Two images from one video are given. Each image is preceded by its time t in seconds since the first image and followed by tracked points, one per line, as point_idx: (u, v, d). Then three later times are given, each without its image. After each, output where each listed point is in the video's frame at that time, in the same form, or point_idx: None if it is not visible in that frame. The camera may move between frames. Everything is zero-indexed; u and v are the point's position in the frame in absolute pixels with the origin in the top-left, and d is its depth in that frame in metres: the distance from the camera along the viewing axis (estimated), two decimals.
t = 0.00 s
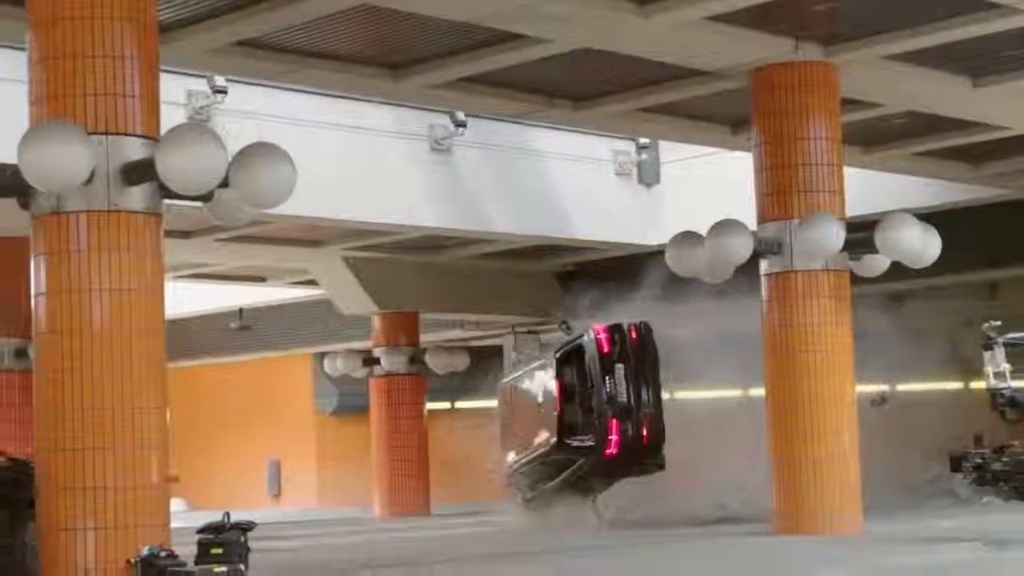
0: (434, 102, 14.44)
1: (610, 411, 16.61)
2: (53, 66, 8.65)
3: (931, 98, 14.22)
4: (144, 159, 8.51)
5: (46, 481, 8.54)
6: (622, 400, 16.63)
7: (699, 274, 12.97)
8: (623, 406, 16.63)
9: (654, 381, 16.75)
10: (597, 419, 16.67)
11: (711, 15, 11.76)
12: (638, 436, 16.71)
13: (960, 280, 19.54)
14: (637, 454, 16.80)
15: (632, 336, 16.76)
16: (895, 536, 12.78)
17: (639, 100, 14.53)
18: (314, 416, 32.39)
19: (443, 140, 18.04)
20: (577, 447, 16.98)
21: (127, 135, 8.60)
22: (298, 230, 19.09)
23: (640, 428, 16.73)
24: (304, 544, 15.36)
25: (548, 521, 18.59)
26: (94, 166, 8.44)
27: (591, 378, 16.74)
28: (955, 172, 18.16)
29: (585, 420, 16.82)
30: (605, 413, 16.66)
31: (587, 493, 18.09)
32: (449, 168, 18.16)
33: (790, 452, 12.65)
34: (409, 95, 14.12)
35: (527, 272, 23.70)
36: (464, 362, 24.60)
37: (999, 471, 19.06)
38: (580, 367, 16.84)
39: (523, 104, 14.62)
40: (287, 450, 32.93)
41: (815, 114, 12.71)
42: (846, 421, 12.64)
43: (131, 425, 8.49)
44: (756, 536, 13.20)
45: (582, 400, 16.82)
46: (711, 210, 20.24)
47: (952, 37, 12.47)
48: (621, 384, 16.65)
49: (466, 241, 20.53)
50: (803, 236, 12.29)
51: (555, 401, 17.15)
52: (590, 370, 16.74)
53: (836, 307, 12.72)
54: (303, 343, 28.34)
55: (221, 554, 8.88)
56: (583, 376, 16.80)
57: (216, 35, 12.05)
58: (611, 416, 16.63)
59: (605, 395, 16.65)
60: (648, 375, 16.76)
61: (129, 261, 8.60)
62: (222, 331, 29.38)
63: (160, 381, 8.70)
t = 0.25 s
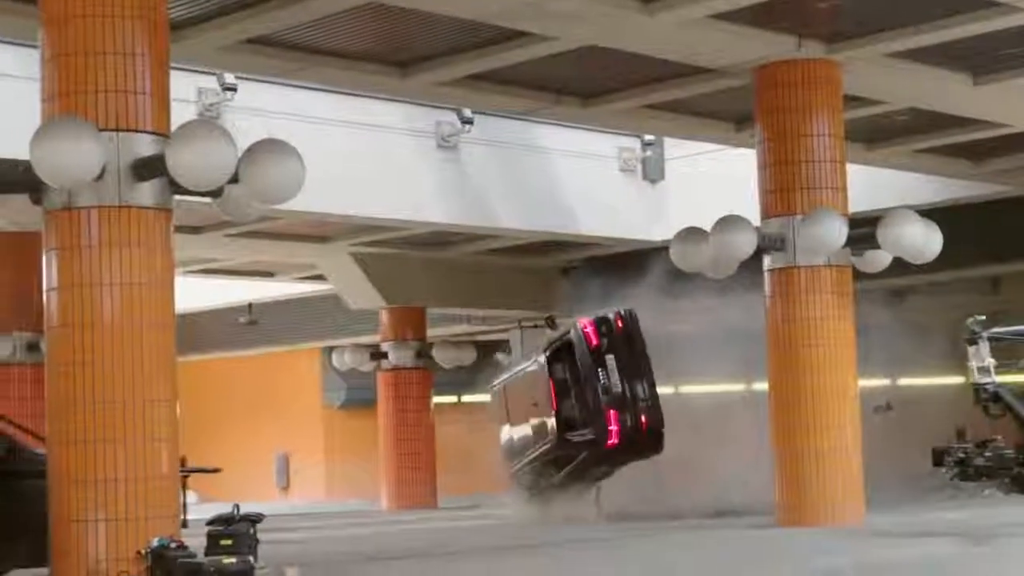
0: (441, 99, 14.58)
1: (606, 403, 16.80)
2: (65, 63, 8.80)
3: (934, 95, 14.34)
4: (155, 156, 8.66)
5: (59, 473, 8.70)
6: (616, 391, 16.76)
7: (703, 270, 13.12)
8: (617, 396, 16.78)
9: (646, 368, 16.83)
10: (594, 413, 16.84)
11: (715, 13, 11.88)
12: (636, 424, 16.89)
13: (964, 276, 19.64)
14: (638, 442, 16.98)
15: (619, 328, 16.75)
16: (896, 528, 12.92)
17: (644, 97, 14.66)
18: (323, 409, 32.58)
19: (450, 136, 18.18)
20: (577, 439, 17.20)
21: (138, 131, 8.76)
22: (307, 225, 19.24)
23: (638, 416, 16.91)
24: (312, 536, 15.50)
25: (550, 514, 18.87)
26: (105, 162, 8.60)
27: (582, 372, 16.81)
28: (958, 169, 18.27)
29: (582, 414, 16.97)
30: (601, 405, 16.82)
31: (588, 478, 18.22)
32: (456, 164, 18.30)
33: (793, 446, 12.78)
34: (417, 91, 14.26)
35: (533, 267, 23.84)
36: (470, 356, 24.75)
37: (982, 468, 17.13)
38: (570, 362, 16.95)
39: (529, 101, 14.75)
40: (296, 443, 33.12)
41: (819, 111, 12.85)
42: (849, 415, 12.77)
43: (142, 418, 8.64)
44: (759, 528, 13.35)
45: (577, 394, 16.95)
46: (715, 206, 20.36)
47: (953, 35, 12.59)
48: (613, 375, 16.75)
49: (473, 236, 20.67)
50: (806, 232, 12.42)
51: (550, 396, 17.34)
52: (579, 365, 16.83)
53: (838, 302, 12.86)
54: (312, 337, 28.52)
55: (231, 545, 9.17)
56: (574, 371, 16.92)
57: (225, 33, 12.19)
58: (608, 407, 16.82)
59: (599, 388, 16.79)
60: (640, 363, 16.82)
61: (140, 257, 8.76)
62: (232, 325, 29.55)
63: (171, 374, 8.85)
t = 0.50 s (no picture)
0: (448, 96, 14.75)
1: (603, 395, 15.17)
2: (76, 61, 8.98)
3: (933, 93, 14.50)
4: (165, 153, 8.85)
5: (70, 465, 8.88)
6: (610, 383, 15.11)
7: (706, 266, 13.29)
8: (613, 387, 15.15)
9: (638, 355, 15.08)
10: (591, 410, 15.30)
11: (717, 12, 12.04)
12: (636, 413, 15.24)
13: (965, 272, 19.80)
14: (641, 434, 15.41)
15: (604, 317, 15.00)
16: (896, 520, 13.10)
17: (648, 95, 14.83)
18: (330, 404, 32.75)
19: (456, 135, 18.42)
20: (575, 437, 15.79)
21: (148, 127, 8.95)
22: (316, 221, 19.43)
23: (635, 404, 15.24)
24: (321, 527, 15.68)
25: (551, 507, 19.02)
26: (117, 159, 8.79)
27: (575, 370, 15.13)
28: (960, 166, 18.42)
29: (578, 412, 15.45)
30: (597, 402, 15.21)
31: (589, 473, 17.61)
32: (462, 161, 18.49)
33: (794, 441, 12.95)
34: (423, 89, 14.43)
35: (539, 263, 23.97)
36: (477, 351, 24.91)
37: (963, 462, 17.00)
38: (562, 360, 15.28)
39: (535, 99, 14.92)
40: (304, 437, 33.31)
41: (820, 110, 13.01)
42: (850, 410, 12.94)
43: (153, 410, 8.83)
44: (761, 521, 13.55)
45: (572, 394, 15.36)
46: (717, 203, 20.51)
47: (953, 34, 12.75)
48: (606, 366, 15.01)
49: (480, 232, 20.85)
50: (807, 228, 12.61)
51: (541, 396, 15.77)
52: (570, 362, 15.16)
53: (839, 298, 13.02)
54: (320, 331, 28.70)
55: (240, 536, 9.46)
56: (566, 369, 15.25)
57: (235, 32, 12.37)
58: (604, 401, 15.21)
59: (593, 382, 15.10)
60: (631, 351, 15.08)
61: (150, 252, 8.94)
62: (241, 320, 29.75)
63: (181, 368, 9.04)
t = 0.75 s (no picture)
0: (455, 96, 14.87)
1: (600, 390, 15.33)
2: (87, 61, 9.10)
3: (936, 92, 14.60)
4: (175, 151, 8.97)
5: (81, 461, 9.01)
6: (607, 378, 15.26)
7: (710, 264, 13.39)
8: (609, 381, 15.29)
9: (629, 348, 15.23)
10: (590, 406, 15.44)
11: (722, 12, 12.15)
12: (635, 405, 15.38)
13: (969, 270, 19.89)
14: (643, 424, 15.53)
15: (592, 314, 15.24)
16: (900, 517, 13.19)
17: (654, 94, 14.94)
18: (338, 401, 32.92)
19: (463, 134, 18.54)
20: (579, 437, 15.90)
21: (158, 126, 9.07)
22: (324, 220, 19.56)
23: (634, 396, 15.38)
24: (329, 523, 15.81)
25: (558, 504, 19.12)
26: (127, 158, 8.91)
27: (570, 369, 15.37)
28: (964, 165, 18.52)
29: (579, 411, 15.60)
30: (595, 398, 15.36)
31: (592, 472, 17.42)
32: (469, 161, 18.61)
33: (798, 439, 13.05)
34: (431, 89, 14.55)
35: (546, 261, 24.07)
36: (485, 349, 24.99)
37: (947, 461, 17.07)
38: (555, 361, 15.49)
39: (541, 98, 15.04)
40: (312, 434, 33.48)
41: (824, 109, 13.11)
42: (853, 408, 13.03)
43: (163, 406, 8.96)
44: (766, 517, 13.66)
45: (570, 393, 15.57)
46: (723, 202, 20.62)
47: (955, 34, 12.85)
48: (599, 361, 15.20)
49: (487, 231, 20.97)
50: (811, 227, 12.71)
51: (541, 399, 15.98)
52: (564, 362, 15.39)
53: (843, 297, 13.11)
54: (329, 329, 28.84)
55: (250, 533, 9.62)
56: (561, 369, 15.50)
57: (245, 32, 12.49)
58: (602, 396, 15.35)
59: (589, 377, 15.29)
60: (625, 345, 15.23)
61: (159, 250, 9.06)
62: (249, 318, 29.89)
63: (190, 365, 9.16)
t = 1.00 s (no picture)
0: (464, 95, 14.91)
1: (599, 386, 15.37)
2: (96, 61, 9.13)
3: (944, 91, 14.61)
4: (183, 151, 9.00)
5: (90, 459, 9.05)
6: (606, 374, 15.36)
7: (717, 262, 13.41)
8: (608, 376, 15.37)
9: (624, 344, 15.41)
10: (592, 404, 15.48)
11: (730, 11, 12.17)
12: (635, 398, 15.49)
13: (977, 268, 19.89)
14: (644, 415, 15.64)
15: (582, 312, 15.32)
16: (907, 515, 13.20)
17: (662, 93, 14.96)
18: (347, 399, 32.99)
19: (471, 133, 18.55)
20: (581, 436, 15.81)
21: (167, 126, 9.11)
22: (332, 219, 19.60)
23: (632, 388, 15.49)
24: (338, 521, 15.85)
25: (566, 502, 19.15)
26: (136, 157, 8.95)
27: (567, 370, 15.41)
28: (971, 164, 18.53)
29: (580, 411, 15.59)
30: (595, 395, 15.42)
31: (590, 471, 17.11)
32: (477, 160, 18.63)
33: (806, 437, 13.06)
34: (438, 88, 14.58)
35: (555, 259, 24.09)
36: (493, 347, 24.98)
37: (936, 460, 17.71)
38: (549, 363, 15.49)
39: (549, 97, 15.07)
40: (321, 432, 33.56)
41: (831, 108, 13.12)
42: (860, 405, 13.05)
43: (174, 403, 9.01)
44: (772, 515, 13.71)
45: (569, 394, 15.56)
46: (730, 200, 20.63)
47: (963, 33, 12.87)
48: (597, 358, 15.30)
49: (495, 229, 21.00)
50: (819, 225, 12.72)
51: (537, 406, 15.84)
52: (560, 362, 15.42)
53: (852, 293, 13.13)
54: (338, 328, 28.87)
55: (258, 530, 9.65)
56: (557, 371, 15.47)
57: (253, 32, 12.53)
58: (603, 392, 15.40)
59: (588, 375, 15.34)
60: (618, 339, 15.37)
61: (169, 249, 9.10)
62: (258, 317, 29.96)
63: (199, 362, 9.21)
